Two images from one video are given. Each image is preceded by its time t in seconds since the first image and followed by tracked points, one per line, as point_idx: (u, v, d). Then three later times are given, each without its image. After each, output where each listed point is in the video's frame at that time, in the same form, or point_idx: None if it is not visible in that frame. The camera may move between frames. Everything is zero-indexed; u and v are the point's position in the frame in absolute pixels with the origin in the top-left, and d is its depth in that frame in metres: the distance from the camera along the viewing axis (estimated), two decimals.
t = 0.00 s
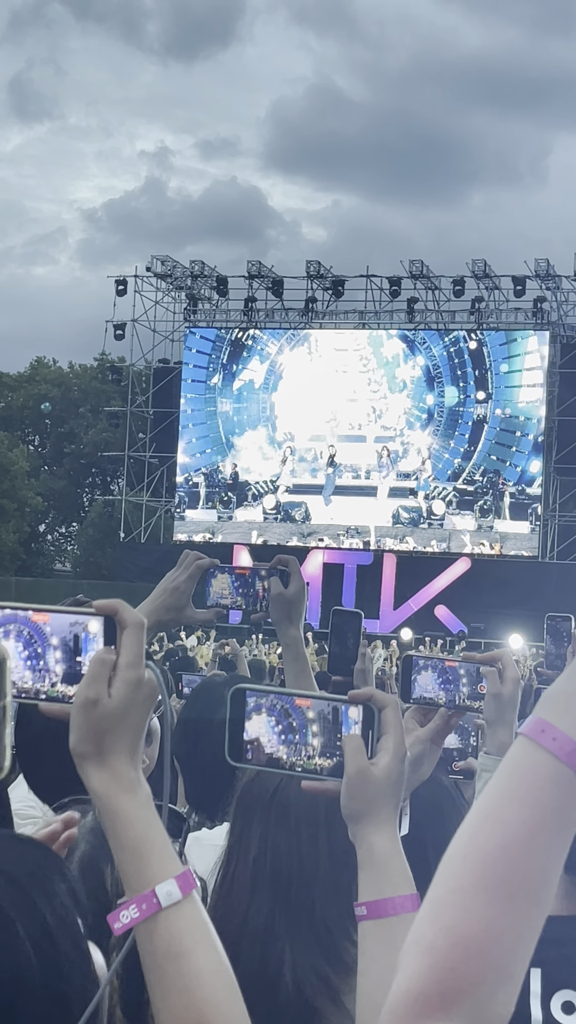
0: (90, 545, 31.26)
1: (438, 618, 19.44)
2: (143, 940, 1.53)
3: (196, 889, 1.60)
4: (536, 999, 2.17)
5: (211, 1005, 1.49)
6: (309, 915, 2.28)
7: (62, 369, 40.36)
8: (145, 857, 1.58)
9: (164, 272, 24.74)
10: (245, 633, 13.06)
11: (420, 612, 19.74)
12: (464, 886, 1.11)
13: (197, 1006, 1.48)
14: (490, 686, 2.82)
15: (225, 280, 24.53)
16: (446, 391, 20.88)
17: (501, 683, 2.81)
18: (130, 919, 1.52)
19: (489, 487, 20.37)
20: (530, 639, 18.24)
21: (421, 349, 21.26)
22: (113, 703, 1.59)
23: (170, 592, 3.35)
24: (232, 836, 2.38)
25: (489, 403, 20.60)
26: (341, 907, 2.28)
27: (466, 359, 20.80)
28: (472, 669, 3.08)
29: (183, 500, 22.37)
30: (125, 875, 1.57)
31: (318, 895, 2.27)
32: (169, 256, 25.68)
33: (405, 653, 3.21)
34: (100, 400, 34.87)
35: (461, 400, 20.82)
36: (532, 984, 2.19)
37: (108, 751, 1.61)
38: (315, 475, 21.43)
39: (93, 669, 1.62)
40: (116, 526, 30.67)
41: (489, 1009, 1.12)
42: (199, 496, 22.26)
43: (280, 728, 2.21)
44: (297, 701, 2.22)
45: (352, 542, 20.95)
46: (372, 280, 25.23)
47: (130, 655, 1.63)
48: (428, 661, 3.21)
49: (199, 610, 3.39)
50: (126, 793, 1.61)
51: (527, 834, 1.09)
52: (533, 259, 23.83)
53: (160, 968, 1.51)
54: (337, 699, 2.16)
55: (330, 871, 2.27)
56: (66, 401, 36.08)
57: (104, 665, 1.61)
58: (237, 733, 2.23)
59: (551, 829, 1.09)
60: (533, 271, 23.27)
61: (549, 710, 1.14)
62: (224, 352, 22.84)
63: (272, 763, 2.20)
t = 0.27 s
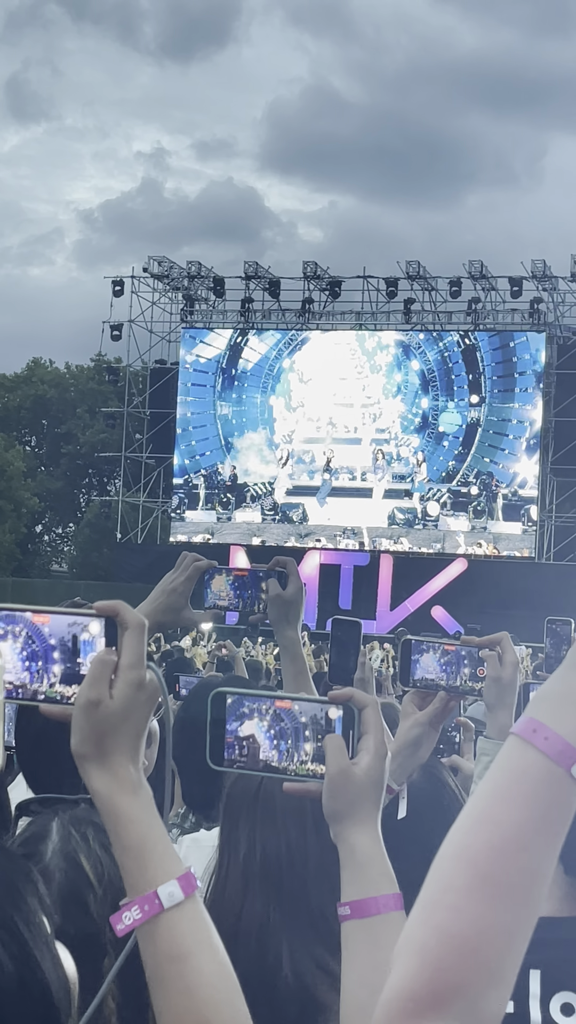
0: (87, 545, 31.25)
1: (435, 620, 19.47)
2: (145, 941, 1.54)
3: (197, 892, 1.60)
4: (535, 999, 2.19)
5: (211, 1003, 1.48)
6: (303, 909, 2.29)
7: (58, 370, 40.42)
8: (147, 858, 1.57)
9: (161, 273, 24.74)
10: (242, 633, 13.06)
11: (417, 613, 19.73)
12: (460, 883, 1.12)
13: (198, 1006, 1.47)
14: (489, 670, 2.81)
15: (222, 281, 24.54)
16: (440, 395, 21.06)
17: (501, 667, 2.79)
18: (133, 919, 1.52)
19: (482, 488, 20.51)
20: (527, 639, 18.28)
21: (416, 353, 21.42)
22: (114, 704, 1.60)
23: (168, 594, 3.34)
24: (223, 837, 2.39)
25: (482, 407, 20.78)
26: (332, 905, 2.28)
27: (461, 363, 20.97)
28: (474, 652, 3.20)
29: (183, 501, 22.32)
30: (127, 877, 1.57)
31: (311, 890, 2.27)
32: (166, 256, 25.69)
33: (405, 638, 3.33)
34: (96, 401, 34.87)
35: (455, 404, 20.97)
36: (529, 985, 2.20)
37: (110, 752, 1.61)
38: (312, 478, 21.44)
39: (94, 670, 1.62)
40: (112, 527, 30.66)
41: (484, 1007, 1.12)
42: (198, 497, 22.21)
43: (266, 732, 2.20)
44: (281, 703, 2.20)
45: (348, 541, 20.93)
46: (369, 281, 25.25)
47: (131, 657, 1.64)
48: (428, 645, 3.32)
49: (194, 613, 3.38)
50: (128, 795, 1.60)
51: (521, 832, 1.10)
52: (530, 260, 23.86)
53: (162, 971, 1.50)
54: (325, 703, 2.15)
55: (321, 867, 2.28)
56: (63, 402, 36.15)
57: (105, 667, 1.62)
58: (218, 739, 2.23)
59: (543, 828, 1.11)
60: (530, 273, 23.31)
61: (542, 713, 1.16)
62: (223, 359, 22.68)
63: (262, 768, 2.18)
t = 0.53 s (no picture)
0: (84, 546, 31.27)
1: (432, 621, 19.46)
2: (142, 941, 1.54)
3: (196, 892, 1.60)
4: (531, 1001, 2.21)
5: (207, 1002, 1.49)
6: (287, 910, 2.30)
7: (54, 370, 40.44)
8: (145, 858, 1.57)
9: (158, 273, 24.73)
10: (240, 635, 13.07)
11: (413, 614, 19.70)
12: (457, 885, 1.12)
13: (199, 1003, 1.48)
14: (480, 672, 2.82)
15: (218, 282, 24.54)
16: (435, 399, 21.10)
17: (492, 671, 2.80)
18: (131, 919, 1.53)
19: (476, 490, 20.55)
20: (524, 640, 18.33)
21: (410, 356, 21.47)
22: (113, 705, 1.60)
23: (165, 594, 3.34)
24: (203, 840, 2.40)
25: (477, 410, 20.84)
26: (311, 903, 2.30)
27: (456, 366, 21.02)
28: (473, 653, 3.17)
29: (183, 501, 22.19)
30: (125, 877, 1.57)
31: (290, 889, 2.29)
32: (163, 257, 25.69)
33: (400, 637, 3.39)
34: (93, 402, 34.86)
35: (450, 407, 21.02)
36: (526, 985, 2.21)
37: (108, 751, 1.61)
38: (310, 480, 21.45)
39: (92, 670, 1.62)
40: (109, 527, 30.67)
41: (483, 1008, 1.12)
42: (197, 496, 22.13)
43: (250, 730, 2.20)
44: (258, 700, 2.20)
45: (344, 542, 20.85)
46: (365, 282, 25.28)
47: (128, 657, 1.64)
48: (424, 645, 3.38)
49: (191, 612, 3.38)
50: (126, 795, 1.61)
51: (519, 833, 1.11)
52: (527, 262, 23.90)
53: (161, 972, 1.51)
54: (309, 703, 2.14)
55: (303, 866, 2.30)
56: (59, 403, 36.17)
57: (102, 667, 1.62)
58: (203, 737, 2.23)
59: (543, 828, 1.11)
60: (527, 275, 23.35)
61: (539, 714, 1.16)
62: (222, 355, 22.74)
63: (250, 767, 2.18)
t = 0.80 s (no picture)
0: (80, 547, 31.27)
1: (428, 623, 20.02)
2: (138, 942, 1.54)
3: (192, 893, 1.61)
4: (528, 1002, 2.21)
5: (202, 1005, 1.48)
6: (274, 913, 2.29)
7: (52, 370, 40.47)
8: (141, 858, 1.57)
9: (155, 274, 24.71)
10: (238, 636, 13.07)
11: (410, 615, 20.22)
12: (454, 888, 1.12)
13: (191, 1005, 1.48)
14: (467, 678, 2.81)
15: (216, 283, 24.55)
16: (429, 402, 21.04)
17: (480, 677, 2.79)
18: (127, 921, 1.52)
19: (470, 492, 20.44)
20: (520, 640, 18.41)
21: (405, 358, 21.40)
22: (108, 705, 1.60)
23: (164, 595, 3.34)
24: (195, 841, 2.41)
25: (471, 414, 20.73)
26: (311, 904, 2.30)
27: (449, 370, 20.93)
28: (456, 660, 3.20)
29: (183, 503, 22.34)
30: (120, 876, 1.57)
31: (282, 890, 2.30)
32: (160, 258, 25.70)
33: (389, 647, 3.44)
34: (89, 403, 34.85)
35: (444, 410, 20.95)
36: (523, 986, 2.21)
37: (103, 752, 1.61)
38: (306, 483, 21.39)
39: (88, 671, 1.63)
40: (106, 528, 30.67)
41: (483, 1010, 1.12)
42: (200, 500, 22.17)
43: (253, 729, 2.22)
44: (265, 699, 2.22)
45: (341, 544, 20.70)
46: (363, 284, 25.29)
47: (124, 657, 1.65)
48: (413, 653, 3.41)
49: (190, 614, 3.39)
50: (122, 795, 1.60)
51: (518, 835, 1.11)
52: (523, 263, 23.93)
53: (159, 973, 1.50)
54: (314, 704, 2.16)
55: (293, 866, 2.31)
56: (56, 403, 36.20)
57: (98, 667, 1.62)
58: (204, 739, 2.24)
59: (541, 829, 1.11)
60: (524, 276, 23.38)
61: (539, 718, 1.16)
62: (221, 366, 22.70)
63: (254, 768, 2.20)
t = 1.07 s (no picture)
0: (78, 547, 31.26)
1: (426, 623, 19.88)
2: (132, 940, 1.54)
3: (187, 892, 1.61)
4: (524, 1000, 2.22)
5: (198, 1002, 1.49)
6: (269, 913, 2.30)
7: (50, 370, 40.41)
8: (137, 856, 1.58)
9: (152, 274, 24.67)
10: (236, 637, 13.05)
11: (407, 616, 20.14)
12: (447, 887, 1.12)
13: (186, 1003, 1.49)
14: (458, 677, 2.81)
15: (213, 283, 24.54)
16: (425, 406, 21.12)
17: (469, 676, 2.79)
18: (121, 921, 1.53)
19: (465, 496, 20.47)
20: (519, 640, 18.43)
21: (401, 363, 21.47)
22: (103, 704, 1.60)
23: (160, 596, 3.33)
24: (190, 840, 2.41)
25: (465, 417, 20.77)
26: (309, 903, 2.32)
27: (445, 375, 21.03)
28: (441, 663, 3.24)
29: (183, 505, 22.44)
30: (114, 873, 1.57)
31: (280, 889, 2.30)
32: (158, 259, 25.68)
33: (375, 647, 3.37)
34: (87, 403, 34.84)
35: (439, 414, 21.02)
36: (519, 986, 2.22)
37: (98, 750, 1.61)
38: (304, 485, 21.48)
39: (81, 668, 1.63)
40: (103, 529, 30.65)
41: (475, 1009, 1.13)
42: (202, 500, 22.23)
43: (262, 728, 2.21)
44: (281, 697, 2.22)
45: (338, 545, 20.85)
46: (360, 284, 25.27)
47: (119, 654, 1.65)
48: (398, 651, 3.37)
49: (187, 615, 3.38)
50: (116, 792, 1.61)
51: (511, 834, 1.11)
52: (521, 264, 23.94)
53: (152, 972, 1.51)
54: (331, 706, 2.17)
55: (292, 867, 2.31)
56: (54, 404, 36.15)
57: (93, 666, 1.62)
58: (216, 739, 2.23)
59: (534, 828, 1.11)
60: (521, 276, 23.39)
61: (532, 716, 1.17)
62: (222, 371, 22.81)
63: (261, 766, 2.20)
